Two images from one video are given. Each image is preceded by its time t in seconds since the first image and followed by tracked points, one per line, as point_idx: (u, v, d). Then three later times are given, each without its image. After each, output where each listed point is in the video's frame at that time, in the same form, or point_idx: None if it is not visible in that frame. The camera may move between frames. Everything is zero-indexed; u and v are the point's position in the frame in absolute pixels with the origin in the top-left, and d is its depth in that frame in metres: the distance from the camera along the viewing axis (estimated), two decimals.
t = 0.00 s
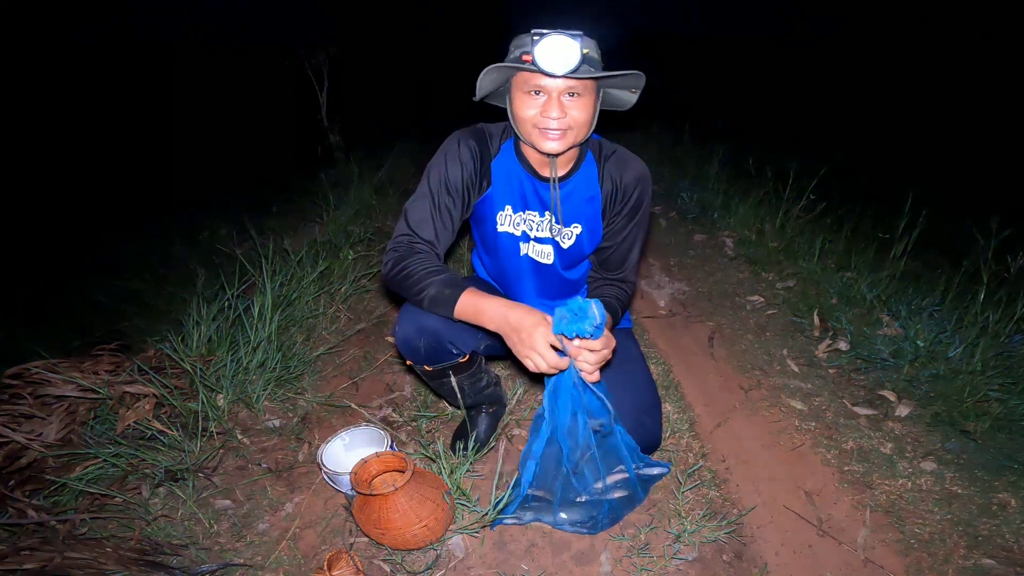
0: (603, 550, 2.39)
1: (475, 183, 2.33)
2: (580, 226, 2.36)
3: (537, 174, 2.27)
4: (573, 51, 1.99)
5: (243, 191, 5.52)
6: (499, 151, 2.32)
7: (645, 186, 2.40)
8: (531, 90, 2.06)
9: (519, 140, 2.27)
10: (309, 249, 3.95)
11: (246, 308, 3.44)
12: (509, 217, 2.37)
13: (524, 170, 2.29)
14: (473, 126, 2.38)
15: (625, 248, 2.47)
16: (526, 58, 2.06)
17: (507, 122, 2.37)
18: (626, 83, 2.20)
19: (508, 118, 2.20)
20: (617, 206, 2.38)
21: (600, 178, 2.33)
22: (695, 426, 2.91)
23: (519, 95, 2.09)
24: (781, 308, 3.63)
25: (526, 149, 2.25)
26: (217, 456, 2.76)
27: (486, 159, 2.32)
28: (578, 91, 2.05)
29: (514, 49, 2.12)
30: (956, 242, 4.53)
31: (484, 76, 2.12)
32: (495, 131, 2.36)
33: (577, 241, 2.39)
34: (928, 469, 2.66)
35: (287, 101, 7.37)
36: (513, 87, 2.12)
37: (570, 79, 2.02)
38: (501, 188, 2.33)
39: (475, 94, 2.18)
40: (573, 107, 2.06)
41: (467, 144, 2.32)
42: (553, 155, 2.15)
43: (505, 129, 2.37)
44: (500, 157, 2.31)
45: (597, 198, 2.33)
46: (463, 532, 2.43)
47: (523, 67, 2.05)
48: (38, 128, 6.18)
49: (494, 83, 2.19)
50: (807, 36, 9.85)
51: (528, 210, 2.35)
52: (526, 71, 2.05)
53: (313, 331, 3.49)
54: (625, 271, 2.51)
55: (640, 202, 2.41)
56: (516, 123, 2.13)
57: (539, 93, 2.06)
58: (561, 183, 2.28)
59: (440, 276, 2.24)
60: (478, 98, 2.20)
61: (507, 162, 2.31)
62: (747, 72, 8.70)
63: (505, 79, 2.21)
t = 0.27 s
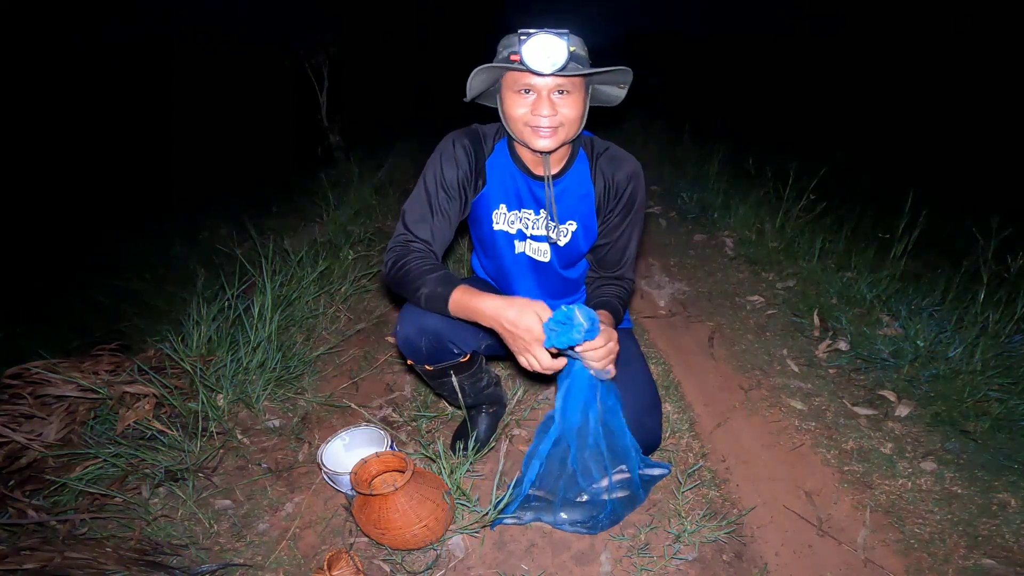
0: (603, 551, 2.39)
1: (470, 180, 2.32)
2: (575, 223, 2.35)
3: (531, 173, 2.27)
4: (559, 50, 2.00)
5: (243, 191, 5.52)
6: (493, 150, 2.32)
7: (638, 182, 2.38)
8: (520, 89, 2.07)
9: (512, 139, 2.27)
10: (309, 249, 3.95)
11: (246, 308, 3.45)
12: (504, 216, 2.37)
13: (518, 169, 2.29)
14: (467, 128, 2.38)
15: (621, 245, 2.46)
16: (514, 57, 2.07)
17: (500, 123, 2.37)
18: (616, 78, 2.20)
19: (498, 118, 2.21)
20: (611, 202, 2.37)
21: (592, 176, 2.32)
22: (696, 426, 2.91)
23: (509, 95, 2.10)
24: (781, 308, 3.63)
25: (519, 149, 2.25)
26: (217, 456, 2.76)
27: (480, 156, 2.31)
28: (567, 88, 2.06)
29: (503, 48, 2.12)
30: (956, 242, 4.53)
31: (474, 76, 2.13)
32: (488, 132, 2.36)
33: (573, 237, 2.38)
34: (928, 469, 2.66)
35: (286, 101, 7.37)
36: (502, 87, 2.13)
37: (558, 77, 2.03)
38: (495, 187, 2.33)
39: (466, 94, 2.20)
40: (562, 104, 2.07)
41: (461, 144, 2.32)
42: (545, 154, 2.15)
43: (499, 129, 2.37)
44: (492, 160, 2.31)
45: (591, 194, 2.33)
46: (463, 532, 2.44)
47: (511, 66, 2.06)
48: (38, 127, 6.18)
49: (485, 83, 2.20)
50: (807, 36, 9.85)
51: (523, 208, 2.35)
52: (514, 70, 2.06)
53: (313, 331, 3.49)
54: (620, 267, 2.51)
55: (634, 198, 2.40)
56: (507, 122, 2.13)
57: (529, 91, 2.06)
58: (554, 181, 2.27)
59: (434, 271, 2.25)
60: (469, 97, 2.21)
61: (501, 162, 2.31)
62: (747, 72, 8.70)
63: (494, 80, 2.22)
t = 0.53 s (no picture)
0: (603, 550, 2.39)
1: (466, 184, 2.33)
2: (573, 222, 2.35)
3: (528, 175, 2.27)
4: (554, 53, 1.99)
5: (243, 191, 5.52)
6: (489, 152, 2.32)
7: (635, 180, 2.39)
8: (516, 91, 2.07)
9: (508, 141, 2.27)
10: (309, 249, 3.95)
11: (246, 308, 3.45)
12: (500, 217, 2.37)
13: (515, 170, 2.29)
14: (463, 130, 2.39)
15: (620, 244, 2.46)
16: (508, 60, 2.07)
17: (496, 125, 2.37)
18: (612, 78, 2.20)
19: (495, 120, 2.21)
20: (608, 201, 2.37)
21: (589, 175, 2.32)
22: (696, 426, 2.91)
23: (506, 97, 2.10)
24: (781, 308, 3.63)
25: (516, 151, 2.25)
26: (217, 456, 2.76)
27: (476, 160, 2.32)
28: (563, 90, 2.06)
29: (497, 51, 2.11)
30: (956, 242, 4.53)
31: (469, 79, 2.13)
32: (484, 134, 2.37)
33: (570, 237, 2.38)
34: (928, 469, 2.66)
35: (286, 101, 7.37)
36: (499, 90, 2.13)
37: (553, 78, 2.03)
38: (493, 189, 2.33)
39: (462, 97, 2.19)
40: (559, 106, 2.07)
41: (456, 149, 2.33)
42: (542, 155, 2.15)
43: (494, 131, 2.37)
44: (489, 162, 2.31)
45: (588, 194, 2.33)
46: (463, 532, 2.43)
47: (505, 69, 2.06)
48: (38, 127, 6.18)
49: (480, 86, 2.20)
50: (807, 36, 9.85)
51: (521, 209, 2.35)
52: (510, 72, 2.06)
53: (313, 331, 3.49)
54: (620, 266, 2.50)
55: (632, 196, 2.40)
56: (503, 124, 2.13)
57: (525, 93, 2.06)
58: (551, 182, 2.27)
59: (426, 268, 2.27)
60: (465, 100, 2.21)
61: (497, 164, 2.30)
62: (747, 72, 8.70)
63: (490, 82, 2.22)
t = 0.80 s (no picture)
0: (603, 551, 2.39)
1: (466, 186, 2.33)
2: (574, 221, 2.35)
3: (528, 175, 2.27)
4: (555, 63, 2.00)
5: (243, 191, 5.52)
6: (488, 153, 2.33)
7: (635, 178, 2.38)
8: (517, 96, 2.07)
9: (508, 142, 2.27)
10: (309, 249, 3.95)
11: (246, 308, 3.44)
12: (500, 217, 2.37)
13: (515, 171, 2.29)
14: (463, 131, 2.39)
15: (623, 242, 2.44)
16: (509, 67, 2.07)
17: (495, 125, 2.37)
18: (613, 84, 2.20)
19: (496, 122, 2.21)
20: (609, 200, 2.36)
21: (590, 174, 2.32)
22: (696, 427, 2.91)
23: (506, 102, 2.09)
24: (782, 308, 3.63)
25: (516, 152, 2.26)
26: (217, 456, 2.76)
27: (474, 162, 2.33)
28: (565, 96, 2.06)
29: (498, 55, 2.11)
30: (956, 242, 4.53)
31: (470, 85, 2.13)
32: (483, 134, 2.36)
33: (571, 236, 2.38)
34: (928, 469, 2.66)
35: (286, 101, 7.37)
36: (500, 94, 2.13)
37: (555, 85, 2.03)
38: (492, 190, 2.34)
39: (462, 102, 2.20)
40: (559, 112, 2.07)
41: (455, 151, 2.33)
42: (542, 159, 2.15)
43: (493, 131, 2.37)
44: (488, 162, 2.32)
45: (588, 192, 2.32)
46: (463, 532, 2.43)
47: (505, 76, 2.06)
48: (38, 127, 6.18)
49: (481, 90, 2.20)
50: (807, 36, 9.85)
51: (521, 209, 2.35)
52: (511, 78, 2.06)
53: (313, 331, 3.49)
54: (626, 265, 2.49)
55: (632, 194, 2.39)
56: (504, 128, 2.14)
57: (526, 99, 2.06)
58: (551, 181, 2.27)
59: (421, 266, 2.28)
60: (466, 104, 2.21)
61: (497, 165, 2.31)
62: (747, 72, 8.70)
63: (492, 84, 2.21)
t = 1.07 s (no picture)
0: (603, 551, 2.39)
1: (465, 186, 2.34)
2: (576, 219, 2.33)
3: (527, 174, 2.28)
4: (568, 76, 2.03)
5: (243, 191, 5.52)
6: (487, 154, 2.33)
7: (635, 171, 2.30)
8: (521, 100, 2.07)
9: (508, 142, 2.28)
10: (309, 249, 3.95)
11: (246, 308, 3.44)
12: (500, 218, 2.38)
13: (515, 173, 2.30)
14: (463, 131, 2.39)
15: (636, 237, 2.34)
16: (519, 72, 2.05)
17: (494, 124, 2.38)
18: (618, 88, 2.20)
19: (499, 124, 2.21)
20: (611, 197, 2.30)
21: (590, 172, 2.29)
22: (696, 426, 2.91)
23: (510, 105, 2.09)
24: (782, 308, 3.63)
25: (515, 153, 2.27)
26: (217, 456, 2.76)
27: (474, 161, 2.34)
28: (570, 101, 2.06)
29: (505, 56, 2.08)
30: (957, 242, 4.53)
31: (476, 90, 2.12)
32: (482, 134, 2.37)
33: (574, 235, 2.36)
34: (928, 469, 2.66)
35: (286, 101, 7.37)
36: (503, 96, 2.12)
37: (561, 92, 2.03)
38: (491, 191, 2.34)
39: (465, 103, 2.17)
40: (564, 116, 2.07)
41: (454, 150, 2.33)
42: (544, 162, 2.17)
43: (492, 131, 2.37)
44: (487, 163, 2.32)
45: (588, 190, 2.29)
46: (463, 532, 2.43)
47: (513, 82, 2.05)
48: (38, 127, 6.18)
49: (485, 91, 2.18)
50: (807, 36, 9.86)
51: (521, 210, 2.36)
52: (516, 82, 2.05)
53: (313, 331, 3.49)
54: (645, 261, 2.37)
55: (635, 189, 2.31)
56: (508, 131, 2.14)
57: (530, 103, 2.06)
58: (551, 180, 2.28)
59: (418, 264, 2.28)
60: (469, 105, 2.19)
61: (496, 168, 2.32)
62: (747, 72, 8.70)
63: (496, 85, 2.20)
